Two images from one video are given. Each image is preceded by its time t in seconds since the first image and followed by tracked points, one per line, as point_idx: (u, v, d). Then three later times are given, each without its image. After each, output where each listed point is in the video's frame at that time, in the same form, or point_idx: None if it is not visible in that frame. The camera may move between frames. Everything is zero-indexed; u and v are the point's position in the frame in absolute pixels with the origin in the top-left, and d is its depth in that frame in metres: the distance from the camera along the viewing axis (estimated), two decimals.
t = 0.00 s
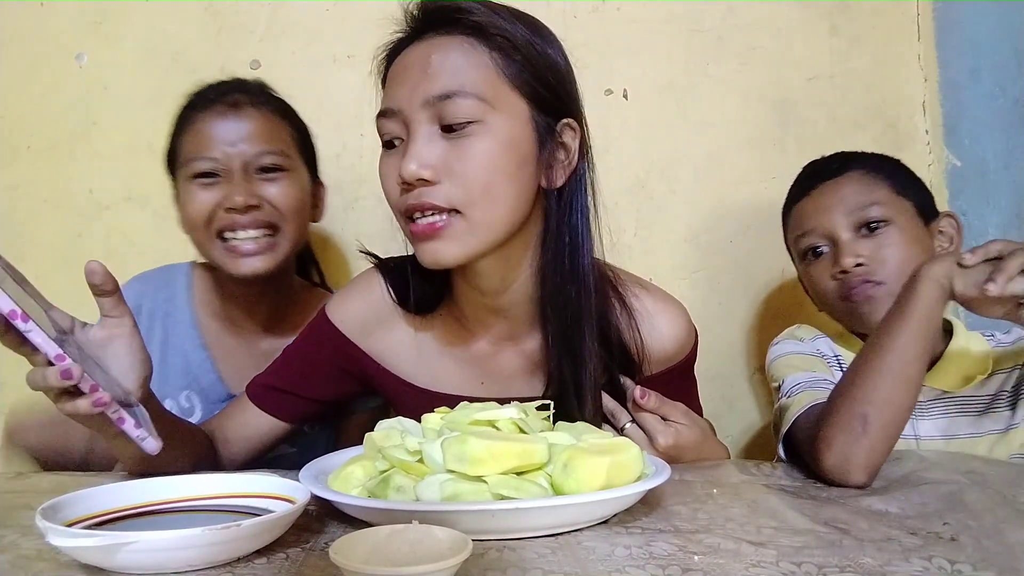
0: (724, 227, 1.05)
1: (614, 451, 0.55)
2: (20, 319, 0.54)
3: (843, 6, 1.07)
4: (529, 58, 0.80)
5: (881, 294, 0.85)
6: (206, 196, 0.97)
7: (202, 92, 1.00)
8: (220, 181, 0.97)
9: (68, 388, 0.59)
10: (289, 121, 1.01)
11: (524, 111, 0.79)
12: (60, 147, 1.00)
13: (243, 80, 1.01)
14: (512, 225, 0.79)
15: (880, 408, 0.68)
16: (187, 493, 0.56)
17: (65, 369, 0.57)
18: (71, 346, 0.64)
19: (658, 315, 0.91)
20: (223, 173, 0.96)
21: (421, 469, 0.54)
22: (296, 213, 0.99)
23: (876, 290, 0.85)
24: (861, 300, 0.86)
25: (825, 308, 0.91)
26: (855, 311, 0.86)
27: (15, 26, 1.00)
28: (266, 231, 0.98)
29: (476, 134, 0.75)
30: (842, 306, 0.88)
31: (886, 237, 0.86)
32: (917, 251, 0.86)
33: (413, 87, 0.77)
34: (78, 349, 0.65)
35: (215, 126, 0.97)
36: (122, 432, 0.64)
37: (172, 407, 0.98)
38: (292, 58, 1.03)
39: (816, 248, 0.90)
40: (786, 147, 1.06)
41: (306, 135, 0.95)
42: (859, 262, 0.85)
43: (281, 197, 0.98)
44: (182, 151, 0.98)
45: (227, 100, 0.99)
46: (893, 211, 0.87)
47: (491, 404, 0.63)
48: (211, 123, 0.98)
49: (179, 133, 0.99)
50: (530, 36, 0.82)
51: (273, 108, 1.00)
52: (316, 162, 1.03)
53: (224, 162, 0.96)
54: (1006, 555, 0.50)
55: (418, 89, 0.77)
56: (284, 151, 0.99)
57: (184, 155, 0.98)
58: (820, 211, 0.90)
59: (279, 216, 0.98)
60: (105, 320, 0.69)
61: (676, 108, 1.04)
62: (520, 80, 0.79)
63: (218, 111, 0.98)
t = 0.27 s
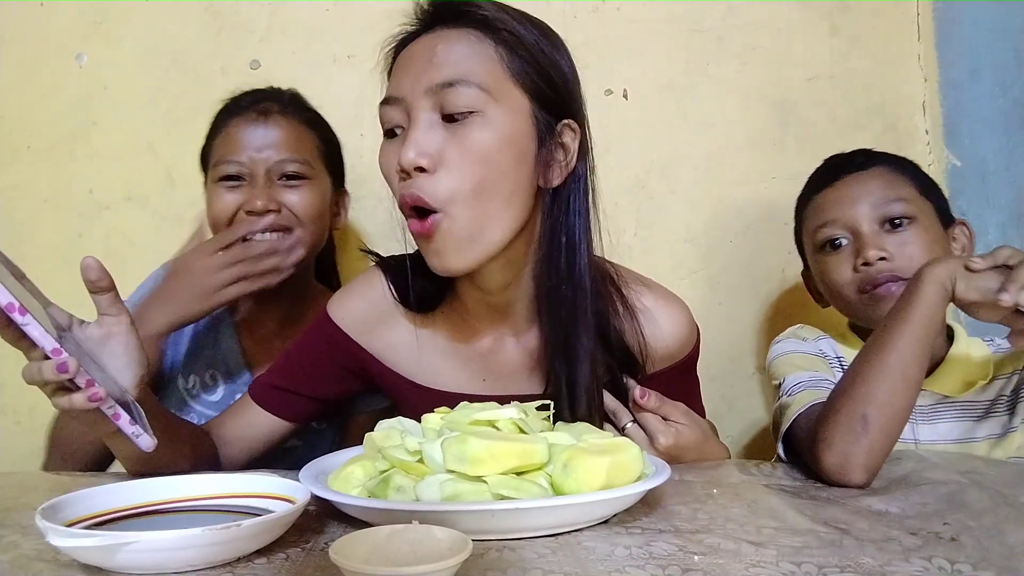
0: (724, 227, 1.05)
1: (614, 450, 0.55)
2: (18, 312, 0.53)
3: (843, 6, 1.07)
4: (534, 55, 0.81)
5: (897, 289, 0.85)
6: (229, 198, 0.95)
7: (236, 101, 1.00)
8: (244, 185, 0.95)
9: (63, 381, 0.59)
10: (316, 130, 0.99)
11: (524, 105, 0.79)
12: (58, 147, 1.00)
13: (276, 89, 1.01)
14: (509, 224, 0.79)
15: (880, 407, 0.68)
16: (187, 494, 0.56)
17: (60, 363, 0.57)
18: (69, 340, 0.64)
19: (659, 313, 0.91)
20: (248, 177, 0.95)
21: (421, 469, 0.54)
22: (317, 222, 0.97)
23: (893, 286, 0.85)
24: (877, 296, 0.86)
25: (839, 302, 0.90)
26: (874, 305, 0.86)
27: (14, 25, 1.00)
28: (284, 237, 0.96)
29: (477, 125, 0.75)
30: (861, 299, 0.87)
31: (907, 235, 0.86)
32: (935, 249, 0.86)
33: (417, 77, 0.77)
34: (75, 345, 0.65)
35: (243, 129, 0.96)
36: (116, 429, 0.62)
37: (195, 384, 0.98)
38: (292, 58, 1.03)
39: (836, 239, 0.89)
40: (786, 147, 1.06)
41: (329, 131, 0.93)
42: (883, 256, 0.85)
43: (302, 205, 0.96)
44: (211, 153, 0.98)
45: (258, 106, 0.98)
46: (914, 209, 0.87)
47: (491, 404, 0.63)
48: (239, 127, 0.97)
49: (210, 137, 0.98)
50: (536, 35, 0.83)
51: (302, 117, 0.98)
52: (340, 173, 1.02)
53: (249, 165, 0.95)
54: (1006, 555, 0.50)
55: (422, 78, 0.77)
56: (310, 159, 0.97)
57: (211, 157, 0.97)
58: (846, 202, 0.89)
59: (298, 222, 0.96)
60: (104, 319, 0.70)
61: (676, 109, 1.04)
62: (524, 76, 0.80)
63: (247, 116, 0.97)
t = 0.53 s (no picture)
0: (725, 227, 1.05)
1: (614, 450, 0.55)
2: (17, 314, 0.54)
3: (843, 6, 1.07)
4: (538, 58, 0.81)
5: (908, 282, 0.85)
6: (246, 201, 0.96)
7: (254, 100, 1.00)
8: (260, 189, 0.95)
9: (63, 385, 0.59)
10: (334, 133, 0.99)
11: (527, 108, 0.79)
12: (59, 147, 1.00)
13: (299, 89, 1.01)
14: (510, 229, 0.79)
15: (880, 406, 0.68)
16: (187, 494, 0.56)
17: (59, 367, 0.56)
18: (70, 342, 0.64)
19: (660, 315, 0.91)
20: (265, 181, 0.95)
21: (421, 469, 0.54)
22: (331, 229, 0.96)
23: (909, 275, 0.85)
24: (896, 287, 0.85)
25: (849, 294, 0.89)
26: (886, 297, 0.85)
27: (15, 26, 1.00)
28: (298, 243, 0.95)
29: (479, 130, 0.75)
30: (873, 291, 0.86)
31: (920, 227, 0.86)
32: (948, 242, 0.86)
33: (421, 80, 0.77)
34: (77, 346, 0.66)
35: (262, 131, 0.96)
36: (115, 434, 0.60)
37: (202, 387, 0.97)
38: (292, 58, 1.02)
39: (848, 231, 0.89)
40: (786, 147, 1.06)
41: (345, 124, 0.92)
42: (896, 246, 0.84)
43: (316, 211, 0.95)
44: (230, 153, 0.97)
45: (278, 108, 0.97)
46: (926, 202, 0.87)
47: (492, 404, 0.63)
48: (259, 129, 0.96)
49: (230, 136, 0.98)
50: (540, 38, 0.83)
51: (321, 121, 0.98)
52: (357, 175, 1.01)
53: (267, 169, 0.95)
54: (1006, 555, 0.50)
55: (426, 81, 0.77)
56: (327, 164, 0.96)
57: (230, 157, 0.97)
58: (860, 194, 0.89)
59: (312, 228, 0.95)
60: (105, 320, 0.70)
61: (676, 108, 1.04)
62: (527, 80, 0.80)
63: (267, 117, 0.97)
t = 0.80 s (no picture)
0: (725, 227, 1.05)
1: (614, 450, 0.55)
2: (23, 320, 0.53)
3: (843, 6, 1.06)
4: (538, 58, 0.81)
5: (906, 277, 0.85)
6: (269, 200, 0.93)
7: (281, 97, 0.97)
8: (284, 189, 0.93)
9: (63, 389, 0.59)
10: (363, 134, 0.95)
11: (528, 109, 0.79)
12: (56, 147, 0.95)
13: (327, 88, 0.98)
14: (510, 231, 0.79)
15: (883, 401, 0.68)
16: (187, 493, 0.56)
17: (60, 372, 0.57)
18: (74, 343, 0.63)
19: (662, 317, 0.91)
20: (288, 182, 0.92)
21: (421, 469, 0.54)
22: (355, 234, 0.94)
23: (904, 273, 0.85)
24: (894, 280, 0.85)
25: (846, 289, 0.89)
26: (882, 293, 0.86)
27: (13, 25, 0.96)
28: (320, 246, 0.93)
29: (480, 135, 0.76)
30: (866, 285, 0.87)
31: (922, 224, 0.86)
32: (950, 243, 0.86)
33: (422, 83, 0.78)
34: (80, 347, 0.65)
35: (289, 131, 0.93)
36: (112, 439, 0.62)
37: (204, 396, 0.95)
38: (294, 58, 0.99)
39: (850, 225, 0.89)
40: (786, 148, 1.06)
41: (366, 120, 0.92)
42: (896, 242, 0.84)
43: (340, 216, 0.93)
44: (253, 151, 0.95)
45: (306, 107, 0.95)
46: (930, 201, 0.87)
47: (491, 404, 0.63)
48: (286, 127, 0.94)
49: (253, 132, 0.95)
50: (541, 38, 0.82)
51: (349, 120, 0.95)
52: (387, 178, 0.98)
53: (293, 169, 0.92)
54: (1006, 554, 0.50)
55: (426, 84, 0.78)
56: (355, 167, 0.93)
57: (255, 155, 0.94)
58: (863, 188, 0.89)
59: (335, 232, 0.93)
60: (109, 322, 0.70)
61: (676, 109, 1.04)
62: (528, 81, 0.80)
63: (294, 116, 0.94)
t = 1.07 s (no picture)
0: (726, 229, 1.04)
1: (614, 450, 0.55)
2: (11, 319, 0.54)
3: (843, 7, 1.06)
4: (534, 55, 0.81)
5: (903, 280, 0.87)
6: (286, 207, 0.90)
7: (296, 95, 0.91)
8: (303, 196, 0.90)
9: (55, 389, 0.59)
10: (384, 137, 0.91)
11: (526, 109, 0.79)
12: (57, 151, 0.90)
13: (346, 83, 0.91)
14: (511, 229, 0.81)
15: (885, 401, 0.69)
16: (187, 493, 0.56)
17: (51, 372, 0.57)
18: (68, 341, 0.64)
19: (662, 318, 0.90)
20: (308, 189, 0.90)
21: (421, 469, 0.54)
22: (374, 242, 0.92)
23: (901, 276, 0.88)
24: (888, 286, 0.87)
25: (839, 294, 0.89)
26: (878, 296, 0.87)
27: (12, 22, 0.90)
28: (338, 254, 0.92)
29: (479, 133, 0.77)
30: (864, 290, 0.88)
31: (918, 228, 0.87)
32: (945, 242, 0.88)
33: (421, 86, 0.80)
34: (73, 347, 0.65)
35: (310, 135, 0.90)
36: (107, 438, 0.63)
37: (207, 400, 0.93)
38: (294, 59, 0.91)
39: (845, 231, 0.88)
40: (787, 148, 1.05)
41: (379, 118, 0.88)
42: (893, 246, 0.87)
43: (360, 225, 0.91)
44: (269, 155, 0.90)
45: (326, 108, 0.90)
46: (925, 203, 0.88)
47: (491, 404, 0.63)
48: (305, 130, 0.90)
49: (269, 134, 0.90)
50: (536, 37, 0.83)
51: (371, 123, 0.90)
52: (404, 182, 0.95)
53: (313, 176, 0.90)
54: (1007, 555, 0.50)
55: (425, 87, 0.79)
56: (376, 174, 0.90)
57: (271, 159, 0.90)
58: (857, 193, 0.88)
59: (354, 241, 0.91)
60: (105, 321, 0.70)
61: (672, 113, 0.90)
62: (526, 79, 0.80)
63: (313, 118, 0.90)
